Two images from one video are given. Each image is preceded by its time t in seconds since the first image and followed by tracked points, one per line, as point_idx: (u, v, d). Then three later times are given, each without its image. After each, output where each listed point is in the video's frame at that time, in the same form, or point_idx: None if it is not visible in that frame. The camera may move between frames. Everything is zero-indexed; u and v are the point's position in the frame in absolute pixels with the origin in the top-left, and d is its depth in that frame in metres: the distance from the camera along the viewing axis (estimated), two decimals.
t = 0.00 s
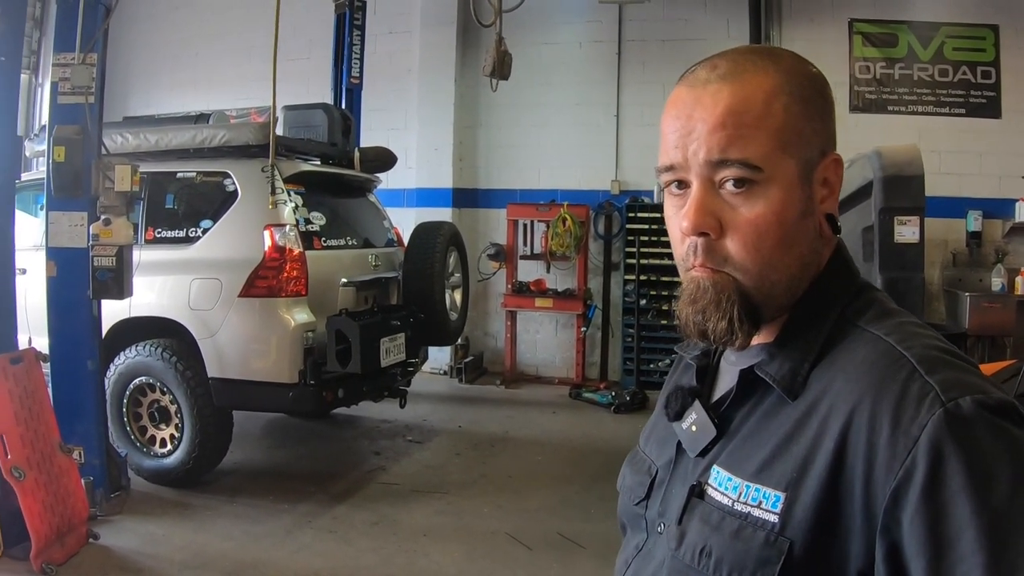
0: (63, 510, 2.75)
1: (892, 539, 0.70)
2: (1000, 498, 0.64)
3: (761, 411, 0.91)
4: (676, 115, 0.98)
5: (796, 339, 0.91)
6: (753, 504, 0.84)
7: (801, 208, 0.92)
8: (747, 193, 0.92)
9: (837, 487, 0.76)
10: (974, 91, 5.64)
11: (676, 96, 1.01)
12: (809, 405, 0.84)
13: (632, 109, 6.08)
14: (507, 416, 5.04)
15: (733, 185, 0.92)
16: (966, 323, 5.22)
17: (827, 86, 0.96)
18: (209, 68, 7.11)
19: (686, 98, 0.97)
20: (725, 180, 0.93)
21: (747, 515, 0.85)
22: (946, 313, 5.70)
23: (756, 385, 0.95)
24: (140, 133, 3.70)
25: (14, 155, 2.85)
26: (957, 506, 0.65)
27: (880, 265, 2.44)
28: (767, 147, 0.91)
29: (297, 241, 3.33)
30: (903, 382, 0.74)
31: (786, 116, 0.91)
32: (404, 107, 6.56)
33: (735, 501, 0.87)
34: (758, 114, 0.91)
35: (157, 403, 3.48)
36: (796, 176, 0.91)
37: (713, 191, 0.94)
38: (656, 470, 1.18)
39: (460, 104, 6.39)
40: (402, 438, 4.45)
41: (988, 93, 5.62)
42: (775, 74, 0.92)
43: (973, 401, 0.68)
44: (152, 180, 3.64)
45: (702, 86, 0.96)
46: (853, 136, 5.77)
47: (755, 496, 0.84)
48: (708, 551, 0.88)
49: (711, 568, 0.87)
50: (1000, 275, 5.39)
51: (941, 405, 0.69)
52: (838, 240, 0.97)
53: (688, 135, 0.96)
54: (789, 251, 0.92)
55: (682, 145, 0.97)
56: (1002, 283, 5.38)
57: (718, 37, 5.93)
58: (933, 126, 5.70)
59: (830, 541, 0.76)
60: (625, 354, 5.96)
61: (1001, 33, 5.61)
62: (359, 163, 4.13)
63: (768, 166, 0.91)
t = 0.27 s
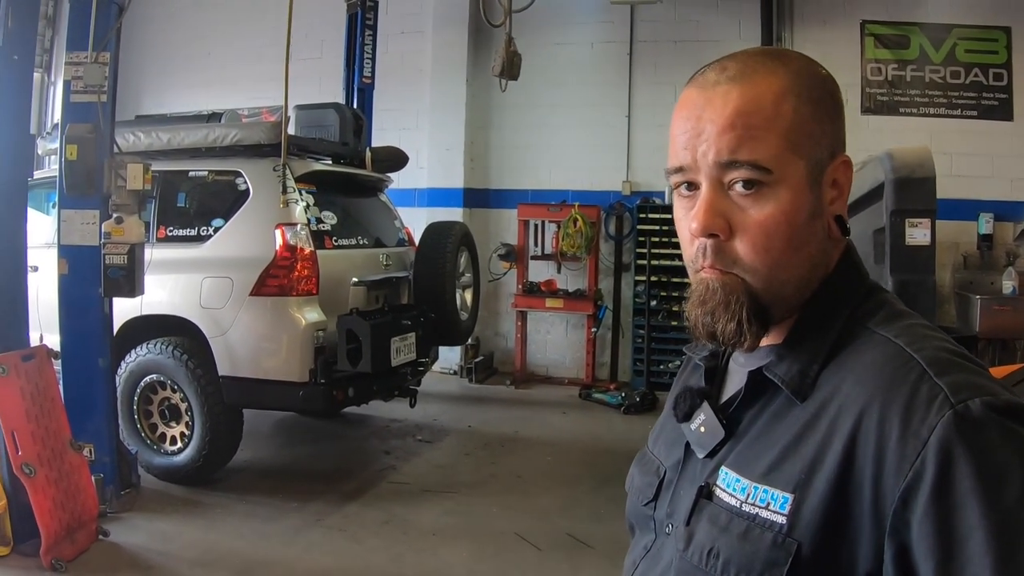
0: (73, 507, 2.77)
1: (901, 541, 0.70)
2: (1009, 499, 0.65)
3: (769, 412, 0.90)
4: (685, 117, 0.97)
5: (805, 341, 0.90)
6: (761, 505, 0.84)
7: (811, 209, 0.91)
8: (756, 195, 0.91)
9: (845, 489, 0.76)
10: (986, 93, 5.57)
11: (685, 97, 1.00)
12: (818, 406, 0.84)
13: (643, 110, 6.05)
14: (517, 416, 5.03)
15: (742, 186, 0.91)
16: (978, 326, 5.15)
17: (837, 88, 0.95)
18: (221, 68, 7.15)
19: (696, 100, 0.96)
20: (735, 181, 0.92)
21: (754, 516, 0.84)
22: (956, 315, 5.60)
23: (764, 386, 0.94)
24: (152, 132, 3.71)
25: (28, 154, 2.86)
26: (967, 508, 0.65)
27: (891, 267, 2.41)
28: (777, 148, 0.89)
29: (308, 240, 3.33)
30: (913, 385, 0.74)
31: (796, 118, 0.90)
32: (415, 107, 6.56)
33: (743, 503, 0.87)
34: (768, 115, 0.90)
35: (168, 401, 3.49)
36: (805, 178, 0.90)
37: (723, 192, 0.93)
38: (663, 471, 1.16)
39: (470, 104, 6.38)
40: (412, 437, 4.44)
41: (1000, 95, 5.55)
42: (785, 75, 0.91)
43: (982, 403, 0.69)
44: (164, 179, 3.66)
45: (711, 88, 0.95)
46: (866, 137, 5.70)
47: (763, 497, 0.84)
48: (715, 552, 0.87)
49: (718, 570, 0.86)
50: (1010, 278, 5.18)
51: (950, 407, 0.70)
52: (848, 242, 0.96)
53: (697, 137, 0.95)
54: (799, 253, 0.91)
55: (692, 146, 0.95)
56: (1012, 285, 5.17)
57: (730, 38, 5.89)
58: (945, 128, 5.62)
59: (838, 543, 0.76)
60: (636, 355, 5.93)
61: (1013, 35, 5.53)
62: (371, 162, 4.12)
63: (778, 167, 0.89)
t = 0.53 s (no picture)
0: (82, 504, 2.79)
1: (896, 539, 0.71)
2: (1004, 499, 0.65)
3: (767, 412, 0.91)
4: (684, 118, 0.98)
5: (804, 341, 0.91)
6: (759, 505, 0.85)
7: (809, 210, 0.92)
8: (754, 196, 0.92)
9: (842, 488, 0.77)
10: (995, 94, 5.51)
11: (684, 99, 1.01)
12: (815, 406, 0.85)
13: (652, 110, 6.03)
14: (525, 416, 5.02)
15: (741, 187, 0.92)
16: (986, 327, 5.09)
17: (836, 88, 0.95)
18: (231, 67, 7.18)
19: (695, 101, 0.97)
20: (733, 182, 0.93)
21: (751, 515, 0.85)
22: (965, 317, 5.55)
23: (763, 386, 0.95)
24: (162, 132, 3.74)
25: (39, 154, 2.88)
26: (962, 507, 0.66)
27: (898, 268, 2.39)
28: (775, 149, 0.90)
29: (317, 240, 3.34)
30: (909, 385, 0.75)
31: (794, 119, 0.91)
32: (424, 106, 6.57)
33: (740, 501, 0.88)
34: (766, 117, 0.91)
35: (176, 400, 3.52)
36: (803, 179, 0.91)
37: (721, 193, 0.94)
38: (662, 469, 1.16)
39: (479, 104, 6.37)
40: (420, 436, 4.45)
41: (1010, 96, 5.49)
42: (783, 76, 0.92)
43: (977, 403, 0.70)
44: (174, 179, 3.68)
45: (710, 89, 0.96)
46: (875, 138, 5.66)
47: (760, 497, 0.85)
48: (713, 551, 0.88)
49: (716, 568, 0.87)
50: (1021, 279, 5.14)
51: (945, 407, 0.71)
52: (846, 241, 0.97)
53: (696, 138, 0.96)
54: (797, 253, 0.92)
55: (691, 147, 0.96)
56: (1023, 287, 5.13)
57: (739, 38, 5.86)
58: (955, 129, 5.57)
59: (834, 542, 0.77)
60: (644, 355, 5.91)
61: None
62: (380, 162, 4.12)
63: (776, 169, 0.90)
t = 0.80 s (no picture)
0: (87, 503, 2.80)
1: (895, 540, 0.71)
2: (1002, 500, 0.64)
3: (766, 412, 0.91)
4: (683, 118, 0.98)
5: (804, 341, 0.90)
6: (757, 505, 0.84)
7: (808, 210, 0.91)
8: (753, 197, 0.91)
9: (840, 488, 0.76)
10: (1001, 94, 5.47)
11: (684, 98, 1.00)
12: (813, 406, 0.84)
13: (657, 110, 6.01)
14: (530, 416, 5.02)
15: (740, 188, 0.91)
16: (992, 327, 5.06)
17: (836, 87, 0.94)
18: (237, 68, 7.20)
19: (694, 101, 0.97)
20: (732, 183, 0.92)
21: (749, 516, 0.85)
22: (971, 317, 5.51)
23: (762, 386, 0.94)
24: (168, 132, 3.78)
25: (45, 154, 2.89)
26: (959, 508, 0.66)
27: (904, 268, 2.37)
28: (774, 149, 0.90)
29: (322, 240, 3.34)
30: (907, 385, 0.74)
31: (794, 119, 0.90)
32: (430, 106, 6.57)
33: (738, 502, 0.87)
34: (765, 117, 0.90)
35: (182, 399, 3.53)
36: (803, 180, 0.90)
37: (721, 193, 0.93)
38: (661, 469, 1.15)
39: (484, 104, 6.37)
40: (426, 436, 4.45)
41: (1016, 95, 5.46)
42: (783, 77, 0.91)
43: (976, 404, 0.69)
44: (180, 179, 3.69)
45: (710, 89, 0.95)
46: (880, 138, 5.63)
47: (757, 497, 0.84)
48: (710, 551, 0.88)
49: (714, 569, 0.86)
50: None
51: (944, 407, 0.70)
52: (847, 241, 0.96)
53: (696, 138, 0.95)
54: (796, 254, 0.91)
55: (690, 147, 0.96)
56: None
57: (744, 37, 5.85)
58: (961, 128, 5.54)
59: (832, 542, 0.77)
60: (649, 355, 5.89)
61: None
62: (386, 162, 4.12)
63: (775, 169, 0.89)
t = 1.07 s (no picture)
0: (92, 504, 2.80)
1: (903, 542, 0.69)
2: (1013, 502, 0.63)
3: (771, 412, 0.89)
4: (687, 114, 0.97)
5: (810, 340, 0.89)
6: (762, 506, 0.83)
7: (814, 207, 0.90)
8: (758, 193, 0.90)
9: (846, 489, 0.75)
10: (1006, 93, 5.44)
11: (688, 94, 0.99)
12: (820, 406, 0.83)
13: (662, 110, 6.00)
14: (534, 416, 5.01)
15: (745, 185, 0.90)
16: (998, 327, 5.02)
17: (841, 83, 0.93)
18: (242, 68, 7.21)
19: (698, 97, 0.96)
20: (737, 180, 0.91)
21: (755, 517, 0.84)
22: (976, 316, 5.48)
23: (767, 385, 0.93)
24: (172, 133, 3.78)
25: (50, 155, 2.90)
26: (969, 509, 0.64)
27: (910, 267, 2.35)
28: (779, 146, 0.88)
29: (327, 240, 3.34)
30: (915, 384, 0.73)
31: (799, 115, 0.89)
32: (434, 106, 6.56)
33: (744, 503, 0.86)
34: (770, 113, 0.89)
35: (186, 400, 3.53)
36: (808, 176, 0.89)
37: (725, 190, 0.92)
38: (667, 469, 1.14)
39: (489, 104, 6.36)
40: (430, 436, 4.44)
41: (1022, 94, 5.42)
42: (787, 73, 0.90)
43: (985, 403, 0.68)
44: (184, 179, 3.69)
45: (713, 85, 0.94)
46: (885, 137, 5.60)
47: (763, 498, 0.83)
48: (715, 553, 0.87)
49: (719, 571, 0.86)
50: None
51: (952, 408, 0.69)
52: (852, 239, 0.95)
53: (699, 135, 0.94)
54: (802, 251, 0.90)
55: (694, 144, 0.95)
56: None
57: (748, 36, 5.83)
58: (966, 127, 5.50)
59: (839, 544, 0.76)
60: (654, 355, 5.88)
61: None
62: (390, 162, 4.12)
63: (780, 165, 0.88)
